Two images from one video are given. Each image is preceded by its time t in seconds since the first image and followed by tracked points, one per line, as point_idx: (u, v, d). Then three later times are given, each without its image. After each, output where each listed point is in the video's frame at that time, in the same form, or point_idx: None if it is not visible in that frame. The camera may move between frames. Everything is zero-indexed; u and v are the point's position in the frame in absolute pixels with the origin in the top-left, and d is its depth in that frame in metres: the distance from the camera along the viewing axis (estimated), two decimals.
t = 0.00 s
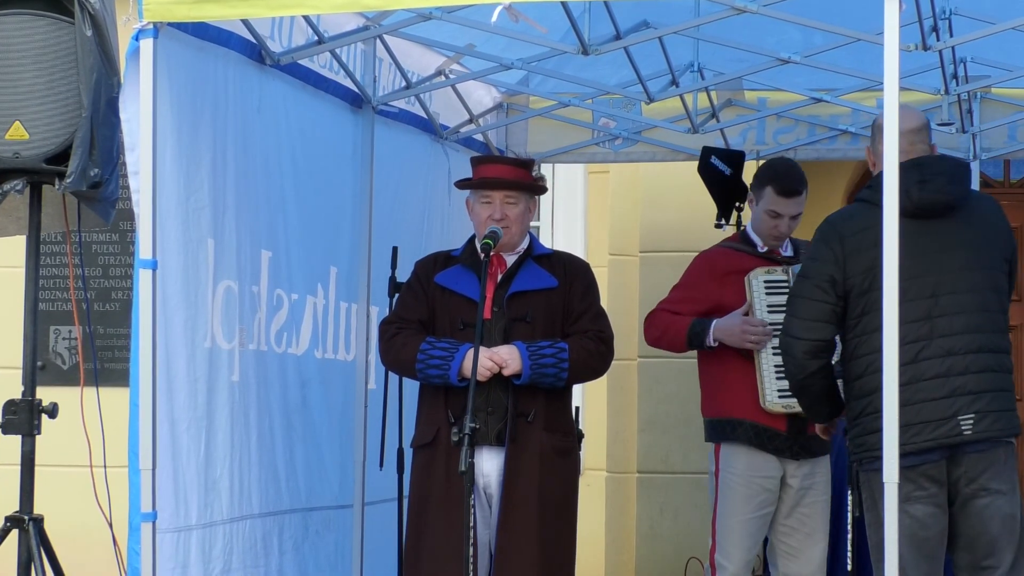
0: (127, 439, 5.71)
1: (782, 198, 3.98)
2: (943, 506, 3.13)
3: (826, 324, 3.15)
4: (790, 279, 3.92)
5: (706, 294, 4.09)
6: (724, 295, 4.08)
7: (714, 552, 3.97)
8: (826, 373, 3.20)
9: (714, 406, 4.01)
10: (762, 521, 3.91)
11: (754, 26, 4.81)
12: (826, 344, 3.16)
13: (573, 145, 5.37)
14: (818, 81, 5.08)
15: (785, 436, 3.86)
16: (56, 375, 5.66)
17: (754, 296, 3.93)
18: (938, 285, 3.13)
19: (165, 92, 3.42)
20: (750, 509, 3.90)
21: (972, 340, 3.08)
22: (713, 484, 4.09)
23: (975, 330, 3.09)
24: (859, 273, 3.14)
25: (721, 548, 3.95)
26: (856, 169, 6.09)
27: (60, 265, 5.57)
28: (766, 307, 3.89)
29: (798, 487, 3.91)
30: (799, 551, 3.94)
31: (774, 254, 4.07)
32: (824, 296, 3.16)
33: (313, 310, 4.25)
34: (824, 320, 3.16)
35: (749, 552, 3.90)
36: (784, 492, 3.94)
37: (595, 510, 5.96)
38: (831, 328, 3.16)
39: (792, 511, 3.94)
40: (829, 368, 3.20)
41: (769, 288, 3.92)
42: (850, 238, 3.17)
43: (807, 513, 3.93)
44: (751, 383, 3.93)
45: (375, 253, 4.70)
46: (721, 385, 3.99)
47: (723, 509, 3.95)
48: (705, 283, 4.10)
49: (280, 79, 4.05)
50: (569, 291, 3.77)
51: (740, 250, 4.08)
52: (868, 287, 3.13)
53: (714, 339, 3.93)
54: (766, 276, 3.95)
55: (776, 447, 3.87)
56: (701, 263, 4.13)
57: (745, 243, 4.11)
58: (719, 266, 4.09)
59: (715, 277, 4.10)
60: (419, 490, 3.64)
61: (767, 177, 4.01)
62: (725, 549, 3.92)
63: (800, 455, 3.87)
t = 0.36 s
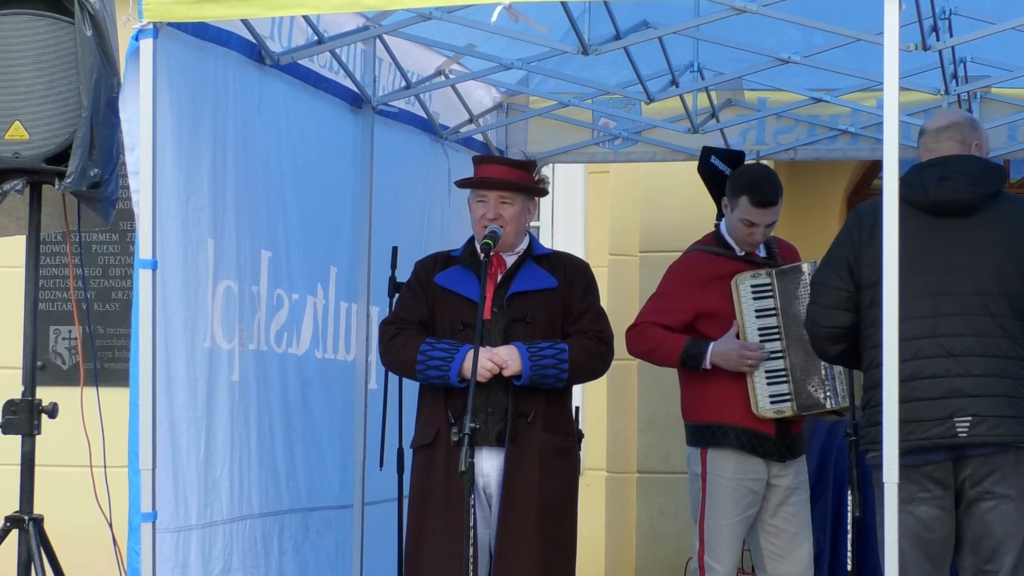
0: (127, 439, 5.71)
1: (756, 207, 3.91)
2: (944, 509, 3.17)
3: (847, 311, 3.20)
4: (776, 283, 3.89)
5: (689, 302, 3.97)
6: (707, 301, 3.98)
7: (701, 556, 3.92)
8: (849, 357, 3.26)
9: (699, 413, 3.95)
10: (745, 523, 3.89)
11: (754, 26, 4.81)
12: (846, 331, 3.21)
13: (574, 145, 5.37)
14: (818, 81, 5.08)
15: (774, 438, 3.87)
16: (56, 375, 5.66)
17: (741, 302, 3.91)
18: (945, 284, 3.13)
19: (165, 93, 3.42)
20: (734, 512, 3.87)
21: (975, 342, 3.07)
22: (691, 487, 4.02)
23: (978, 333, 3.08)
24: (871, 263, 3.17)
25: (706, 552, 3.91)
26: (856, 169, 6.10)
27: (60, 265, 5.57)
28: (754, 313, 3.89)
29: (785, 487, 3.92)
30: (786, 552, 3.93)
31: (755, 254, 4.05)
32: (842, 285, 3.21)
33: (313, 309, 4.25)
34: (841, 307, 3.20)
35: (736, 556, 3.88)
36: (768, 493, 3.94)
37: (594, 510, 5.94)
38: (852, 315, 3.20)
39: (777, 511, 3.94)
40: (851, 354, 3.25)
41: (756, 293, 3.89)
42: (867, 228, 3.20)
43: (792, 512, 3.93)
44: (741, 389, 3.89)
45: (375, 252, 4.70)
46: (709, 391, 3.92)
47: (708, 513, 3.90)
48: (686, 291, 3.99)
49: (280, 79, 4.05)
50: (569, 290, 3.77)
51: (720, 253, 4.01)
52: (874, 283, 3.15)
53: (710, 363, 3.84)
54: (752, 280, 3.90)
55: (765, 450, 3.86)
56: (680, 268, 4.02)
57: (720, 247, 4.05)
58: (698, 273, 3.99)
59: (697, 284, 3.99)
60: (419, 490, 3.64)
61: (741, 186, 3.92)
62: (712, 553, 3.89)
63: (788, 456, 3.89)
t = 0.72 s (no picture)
0: (127, 439, 5.70)
1: (750, 210, 3.92)
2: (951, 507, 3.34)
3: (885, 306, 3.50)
4: (770, 284, 3.87)
5: (684, 306, 3.95)
6: (701, 304, 3.96)
7: (699, 556, 3.90)
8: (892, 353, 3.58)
9: (694, 415, 3.93)
10: (741, 525, 3.88)
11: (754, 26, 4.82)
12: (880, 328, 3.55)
13: (574, 146, 5.38)
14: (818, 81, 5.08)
15: (770, 437, 3.89)
16: (56, 375, 5.66)
17: (737, 304, 3.90)
18: (963, 282, 3.34)
19: (165, 93, 3.43)
20: (729, 514, 3.87)
21: (983, 339, 3.28)
22: (685, 488, 4.00)
23: (985, 330, 3.29)
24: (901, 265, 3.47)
25: (704, 555, 3.89)
26: (856, 169, 6.09)
27: (60, 265, 5.57)
28: (750, 314, 3.89)
29: (779, 485, 3.94)
30: (781, 552, 3.93)
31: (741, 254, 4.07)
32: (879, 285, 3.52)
33: (314, 309, 4.25)
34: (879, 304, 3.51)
35: (733, 558, 3.87)
36: (761, 493, 3.95)
37: (593, 512, 5.94)
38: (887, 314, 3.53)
39: (770, 510, 3.95)
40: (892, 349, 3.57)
41: (751, 294, 3.88)
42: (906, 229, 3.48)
43: (785, 510, 3.95)
44: (738, 389, 3.89)
45: (375, 252, 4.70)
46: (704, 392, 3.91)
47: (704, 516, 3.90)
48: (679, 295, 3.96)
49: (280, 79, 4.05)
50: (570, 291, 3.77)
51: (707, 257, 3.99)
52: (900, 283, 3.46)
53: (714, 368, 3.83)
54: (745, 282, 3.88)
55: (762, 450, 3.87)
56: (671, 272, 3.99)
57: (708, 249, 4.03)
58: (690, 276, 3.96)
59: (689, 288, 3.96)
60: (418, 490, 3.64)
61: (734, 189, 3.92)
62: (710, 555, 3.87)
63: (783, 453, 3.92)
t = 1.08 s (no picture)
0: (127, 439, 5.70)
1: (748, 211, 3.92)
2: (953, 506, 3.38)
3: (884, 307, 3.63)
4: (769, 283, 3.87)
5: (684, 308, 3.94)
6: (700, 305, 3.95)
7: (701, 556, 3.90)
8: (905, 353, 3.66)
9: (696, 415, 3.93)
10: (744, 524, 3.88)
11: (754, 26, 4.82)
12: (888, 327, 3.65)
13: (573, 145, 5.38)
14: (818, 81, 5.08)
15: (773, 437, 3.89)
16: (56, 375, 5.66)
17: (736, 303, 3.90)
18: (939, 280, 3.40)
19: (164, 93, 3.43)
20: (732, 513, 3.86)
21: (951, 338, 3.34)
22: (688, 488, 4.01)
23: (956, 330, 3.34)
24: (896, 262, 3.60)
25: (706, 554, 3.89)
26: (856, 169, 6.09)
27: (60, 265, 5.57)
28: (750, 313, 3.89)
29: (782, 483, 3.94)
30: (784, 550, 3.92)
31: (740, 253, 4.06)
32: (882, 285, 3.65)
33: (314, 309, 4.25)
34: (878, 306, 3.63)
35: (736, 557, 3.87)
36: (765, 491, 3.94)
37: (592, 512, 5.92)
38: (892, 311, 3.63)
39: (773, 508, 3.95)
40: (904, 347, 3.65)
41: (750, 293, 3.88)
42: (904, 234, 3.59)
43: (787, 509, 3.95)
44: (740, 389, 3.89)
45: (375, 252, 4.70)
46: (706, 392, 3.91)
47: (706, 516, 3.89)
48: (678, 296, 3.95)
49: (280, 79, 4.05)
50: (571, 291, 3.77)
51: (705, 259, 3.99)
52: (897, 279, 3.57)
53: (715, 374, 3.83)
54: (745, 282, 3.88)
55: (765, 449, 3.88)
56: (669, 275, 3.99)
57: (706, 251, 4.02)
58: (689, 278, 3.95)
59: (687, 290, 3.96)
60: (419, 490, 3.64)
61: (732, 190, 3.93)
62: (712, 555, 3.87)
63: (785, 452, 3.93)
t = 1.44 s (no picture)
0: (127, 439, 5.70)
1: (747, 209, 3.91)
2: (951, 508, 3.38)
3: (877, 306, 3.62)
4: (768, 282, 3.88)
5: (685, 309, 3.97)
6: (702, 305, 3.97)
7: (706, 555, 3.90)
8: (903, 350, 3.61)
9: (703, 416, 3.94)
10: (750, 523, 3.87)
11: (754, 26, 4.81)
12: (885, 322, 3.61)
13: (573, 145, 5.38)
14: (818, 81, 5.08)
15: (780, 436, 3.86)
16: (56, 375, 5.66)
17: (733, 303, 3.91)
18: (919, 277, 3.37)
19: (164, 93, 3.43)
20: (736, 512, 3.86)
21: (928, 335, 3.30)
22: (698, 488, 4.02)
23: (931, 326, 3.30)
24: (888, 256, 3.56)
25: (711, 553, 3.89)
26: (855, 168, 6.09)
27: (60, 265, 5.57)
28: (749, 313, 3.89)
29: (792, 484, 3.90)
30: (792, 550, 3.91)
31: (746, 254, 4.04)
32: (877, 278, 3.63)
33: (315, 309, 4.25)
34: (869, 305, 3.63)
35: (741, 556, 3.86)
36: (774, 491, 3.92)
37: (593, 511, 5.93)
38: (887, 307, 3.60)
39: (783, 507, 3.92)
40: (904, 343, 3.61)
41: (749, 292, 3.89)
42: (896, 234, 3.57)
43: (797, 510, 3.91)
44: (742, 388, 3.89)
45: (375, 252, 4.69)
46: (711, 391, 3.92)
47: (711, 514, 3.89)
48: (680, 297, 3.98)
49: (280, 79, 4.05)
50: (572, 291, 3.76)
51: (712, 259, 3.99)
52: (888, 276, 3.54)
53: (710, 373, 3.86)
54: (744, 281, 3.89)
55: (771, 448, 3.85)
56: (671, 276, 4.01)
57: (712, 251, 4.04)
58: (691, 278, 3.97)
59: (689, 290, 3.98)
60: (421, 490, 3.65)
61: (730, 189, 3.92)
62: (718, 553, 3.87)
63: (795, 452, 3.89)
